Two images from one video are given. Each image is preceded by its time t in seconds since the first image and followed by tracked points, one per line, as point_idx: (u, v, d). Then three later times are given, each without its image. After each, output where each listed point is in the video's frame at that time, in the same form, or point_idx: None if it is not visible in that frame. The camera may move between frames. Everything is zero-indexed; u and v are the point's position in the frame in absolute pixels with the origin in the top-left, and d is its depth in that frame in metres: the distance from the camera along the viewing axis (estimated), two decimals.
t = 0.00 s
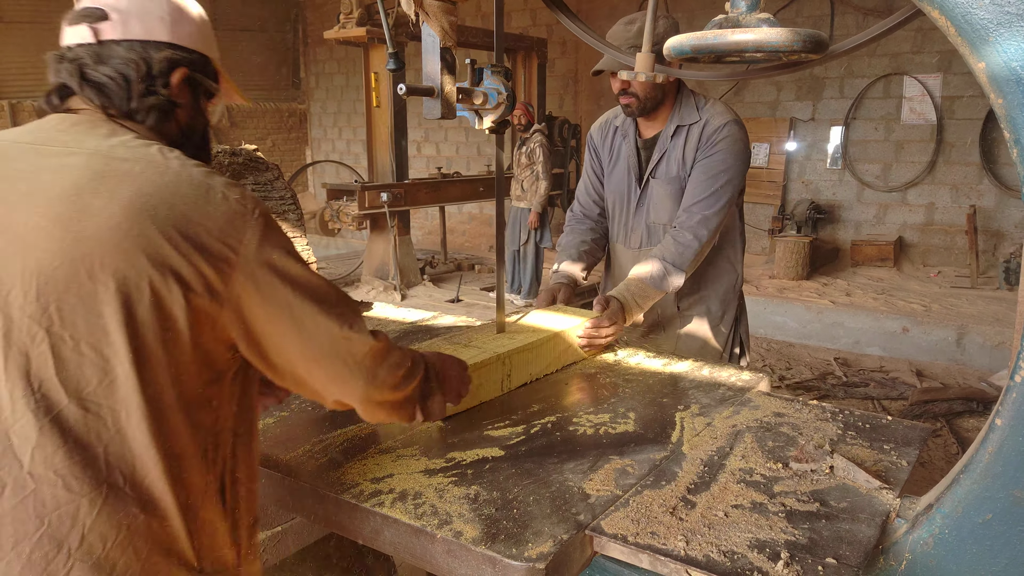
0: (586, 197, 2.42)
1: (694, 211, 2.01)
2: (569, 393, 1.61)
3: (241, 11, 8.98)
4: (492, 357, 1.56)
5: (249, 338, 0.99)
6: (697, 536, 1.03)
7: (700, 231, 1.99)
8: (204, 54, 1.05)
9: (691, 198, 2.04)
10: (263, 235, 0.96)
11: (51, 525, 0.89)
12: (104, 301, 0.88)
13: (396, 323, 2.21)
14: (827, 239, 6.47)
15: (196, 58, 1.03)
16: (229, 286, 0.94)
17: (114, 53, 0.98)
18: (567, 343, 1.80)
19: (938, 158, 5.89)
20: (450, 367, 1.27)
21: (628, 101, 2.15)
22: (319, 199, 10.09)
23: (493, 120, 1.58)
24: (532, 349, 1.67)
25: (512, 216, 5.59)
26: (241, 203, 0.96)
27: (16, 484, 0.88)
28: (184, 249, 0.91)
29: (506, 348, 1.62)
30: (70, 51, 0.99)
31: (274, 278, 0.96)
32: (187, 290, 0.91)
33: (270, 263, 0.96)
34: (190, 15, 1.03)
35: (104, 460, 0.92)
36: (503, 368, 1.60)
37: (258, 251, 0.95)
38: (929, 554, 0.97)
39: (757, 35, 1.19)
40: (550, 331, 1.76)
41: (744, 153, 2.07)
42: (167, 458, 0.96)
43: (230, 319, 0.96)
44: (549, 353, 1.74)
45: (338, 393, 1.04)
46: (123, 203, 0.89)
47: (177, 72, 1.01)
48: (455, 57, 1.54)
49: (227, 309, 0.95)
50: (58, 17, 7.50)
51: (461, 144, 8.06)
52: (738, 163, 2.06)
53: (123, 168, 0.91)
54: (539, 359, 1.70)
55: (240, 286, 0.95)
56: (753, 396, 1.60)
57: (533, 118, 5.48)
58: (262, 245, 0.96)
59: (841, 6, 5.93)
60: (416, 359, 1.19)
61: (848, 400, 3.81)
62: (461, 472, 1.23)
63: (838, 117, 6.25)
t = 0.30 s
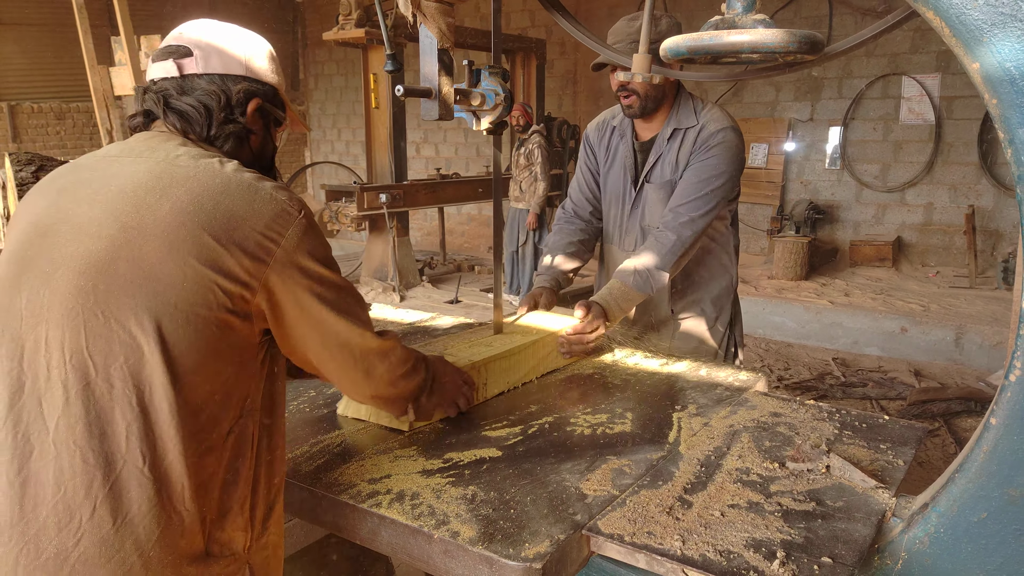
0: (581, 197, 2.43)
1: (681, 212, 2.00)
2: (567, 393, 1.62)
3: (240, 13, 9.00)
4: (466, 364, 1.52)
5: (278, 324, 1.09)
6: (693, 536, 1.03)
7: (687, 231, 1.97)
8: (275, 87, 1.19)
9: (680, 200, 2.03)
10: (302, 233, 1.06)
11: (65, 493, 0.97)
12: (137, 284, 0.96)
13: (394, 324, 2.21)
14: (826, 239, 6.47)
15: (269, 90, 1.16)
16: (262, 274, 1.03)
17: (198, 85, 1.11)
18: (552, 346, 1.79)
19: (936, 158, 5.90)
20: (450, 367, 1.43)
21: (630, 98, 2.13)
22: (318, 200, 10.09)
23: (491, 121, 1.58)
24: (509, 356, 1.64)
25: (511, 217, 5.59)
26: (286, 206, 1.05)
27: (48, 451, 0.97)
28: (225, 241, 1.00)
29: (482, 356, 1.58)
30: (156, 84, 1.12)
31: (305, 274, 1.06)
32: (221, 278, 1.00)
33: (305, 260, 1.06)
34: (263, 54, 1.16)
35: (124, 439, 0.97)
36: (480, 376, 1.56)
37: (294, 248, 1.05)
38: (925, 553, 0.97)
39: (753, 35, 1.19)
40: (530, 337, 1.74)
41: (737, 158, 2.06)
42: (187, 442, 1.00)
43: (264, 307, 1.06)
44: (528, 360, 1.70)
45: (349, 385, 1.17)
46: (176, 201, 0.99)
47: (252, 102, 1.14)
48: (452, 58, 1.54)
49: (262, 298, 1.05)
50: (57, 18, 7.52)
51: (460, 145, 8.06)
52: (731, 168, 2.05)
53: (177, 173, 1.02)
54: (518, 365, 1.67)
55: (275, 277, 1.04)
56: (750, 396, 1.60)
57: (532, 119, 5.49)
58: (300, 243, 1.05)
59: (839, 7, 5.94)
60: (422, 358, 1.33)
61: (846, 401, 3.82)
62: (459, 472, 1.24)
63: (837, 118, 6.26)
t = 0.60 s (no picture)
0: (582, 184, 2.42)
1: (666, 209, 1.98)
2: (564, 394, 1.62)
3: (237, 15, 9.00)
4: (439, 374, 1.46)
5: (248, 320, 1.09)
6: (691, 536, 1.03)
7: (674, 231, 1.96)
8: (250, 77, 1.19)
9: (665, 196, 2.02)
10: (274, 220, 1.07)
11: (48, 493, 0.96)
12: (114, 276, 0.97)
13: (392, 325, 2.21)
14: (823, 239, 6.48)
15: (243, 80, 1.17)
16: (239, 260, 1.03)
17: (171, 75, 1.11)
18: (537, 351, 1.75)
19: (933, 159, 5.91)
20: (429, 384, 1.40)
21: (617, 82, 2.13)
22: (316, 202, 10.10)
23: (487, 123, 1.58)
24: (485, 366, 1.58)
25: (509, 218, 5.59)
26: (256, 189, 1.06)
27: (25, 455, 0.96)
28: (199, 227, 1.00)
29: (456, 365, 1.52)
30: (130, 76, 1.13)
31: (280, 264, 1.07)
32: (197, 266, 1.00)
33: (279, 246, 1.07)
34: (236, 44, 1.16)
35: (104, 436, 0.97)
36: (455, 386, 1.50)
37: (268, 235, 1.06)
38: (921, 552, 0.98)
39: (748, 37, 1.19)
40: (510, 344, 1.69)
41: (730, 158, 2.03)
42: (168, 434, 1.00)
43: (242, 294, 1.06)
44: (506, 369, 1.65)
45: (316, 392, 1.16)
46: (146, 192, 1.00)
47: (226, 90, 1.14)
48: (449, 60, 1.54)
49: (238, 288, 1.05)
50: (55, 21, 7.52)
51: (458, 147, 8.07)
52: (723, 166, 2.02)
53: (149, 164, 1.03)
54: (496, 374, 1.61)
55: (249, 267, 1.05)
56: (747, 396, 1.60)
57: (529, 120, 5.50)
58: (273, 228, 1.06)
59: (836, 8, 5.96)
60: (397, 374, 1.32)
61: (844, 401, 3.83)
62: (456, 474, 1.24)
63: (834, 119, 6.27)
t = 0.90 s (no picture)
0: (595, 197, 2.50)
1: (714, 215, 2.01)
2: (567, 399, 1.62)
3: (240, 21, 9.04)
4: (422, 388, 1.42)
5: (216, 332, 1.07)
6: (694, 540, 1.03)
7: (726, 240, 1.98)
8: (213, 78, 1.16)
9: (707, 202, 2.05)
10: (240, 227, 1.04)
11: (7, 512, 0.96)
12: (68, 292, 0.95)
13: (394, 331, 2.21)
14: (826, 243, 6.47)
15: (206, 82, 1.14)
16: (203, 270, 1.01)
17: (130, 78, 1.08)
18: (525, 362, 1.70)
19: (935, 161, 5.91)
20: (410, 395, 1.38)
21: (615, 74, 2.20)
22: (319, 207, 10.12)
23: (489, 128, 1.59)
24: (469, 379, 1.53)
25: (512, 223, 5.60)
26: (220, 194, 1.04)
27: None
28: (158, 237, 0.98)
29: (443, 377, 1.48)
30: (88, 80, 1.09)
31: (246, 274, 1.05)
32: (157, 279, 0.98)
33: (246, 252, 1.04)
34: (198, 45, 1.14)
35: (60, 458, 0.96)
36: (441, 399, 1.47)
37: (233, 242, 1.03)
38: (925, 555, 0.98)
39: (748, 42, 1.20)
40: (494, 355, 1.64)
41: (739, 145, 2.05)
42: (127, 453, 0.98)
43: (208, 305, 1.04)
44: (491, 381, 1.60)
45: (290, 406, 1.13)
46: (103, 202, 0.98)
47: (191, 93, 1.12)
48: (451, 65, 1.55)
49: (203, 298, 1.03)
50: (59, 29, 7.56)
51: (460, 152, 8.08)
52: (737, 156, 2.04)
53: (108, 172, 1.01)
54: (482, 387, 1.57)
55: (214, 276, 1.03)
56: (750, 400, 1.61)
57: (531, 125, 5.51)
58: (239, 235, 1.04)
59: (837, 11, 5.97)
60: (377, 386, 1.29)
61: (847, 405, 3.82)
62: (460, 478, 1.24)
63: (836, 122, 6.28)
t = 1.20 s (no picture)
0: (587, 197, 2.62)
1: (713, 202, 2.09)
2: (566, 401, 1.62)
3: (238, 24, 9.06)
4: (397, 400, 1.36)
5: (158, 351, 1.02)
6: (693, 541, 1.03)
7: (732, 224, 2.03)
8: (156, 73, 1.13)
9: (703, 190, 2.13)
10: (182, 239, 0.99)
11: None
12: None
13: (393, 333, 2.21)
14: (823, 244, 6.48)
15: (150, 77, 1.11)
16: (141, 288, 0.96)
17: (70, 76, 1.04)
18: (501, 372, 1.63)
19: (932, 163, 5.92)
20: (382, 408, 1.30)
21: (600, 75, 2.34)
22: (317, 210, 10.13)
23: (488, 131, 1.59)
24: (446, 390, 1.48)
25: (510, 225, 5.60)
26: (159, 205, 0.99)
27: None
28: (91, 256, 0.94)
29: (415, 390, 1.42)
30: (23, 79, 1.05)
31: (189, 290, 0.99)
32: (90, 301, 0.94)
33: (189, 264, 0.99)
34: (140, 38, 1.10)
35: None
36: (416, 413, 1.41)
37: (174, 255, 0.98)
38: (923, 556, 0.98)
39: (746, 45, 1.20)
40: (471, 366, 1.58)
41: (714, 133, 2.13)
42: (62, 485, 0.95)
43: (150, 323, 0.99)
44: (468, 392, 1.54)
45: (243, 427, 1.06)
46: (31, 220, 0.95)
47: (135, 91, 1.09)
48: (449, 68, 1.55)
49: (142, 316, 0.98)
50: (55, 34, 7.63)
51: (458, 154, 8.09)
52: (721, 144, 2.12)
53: (37, 185, 0.97)
54: (459, 398, 1.51)
55: (155, 293, 0.98)
56: (749, 401, 1.61)
57: (529, 127, 5.52)
58: (182, 246, 0.99)
59: (834, 13, 5.98)
60: (346, 401, 1.21)
61: (846, 406, 3.83)
62: (459, 481, 1.24)
63: (832, 124, 6.29)
